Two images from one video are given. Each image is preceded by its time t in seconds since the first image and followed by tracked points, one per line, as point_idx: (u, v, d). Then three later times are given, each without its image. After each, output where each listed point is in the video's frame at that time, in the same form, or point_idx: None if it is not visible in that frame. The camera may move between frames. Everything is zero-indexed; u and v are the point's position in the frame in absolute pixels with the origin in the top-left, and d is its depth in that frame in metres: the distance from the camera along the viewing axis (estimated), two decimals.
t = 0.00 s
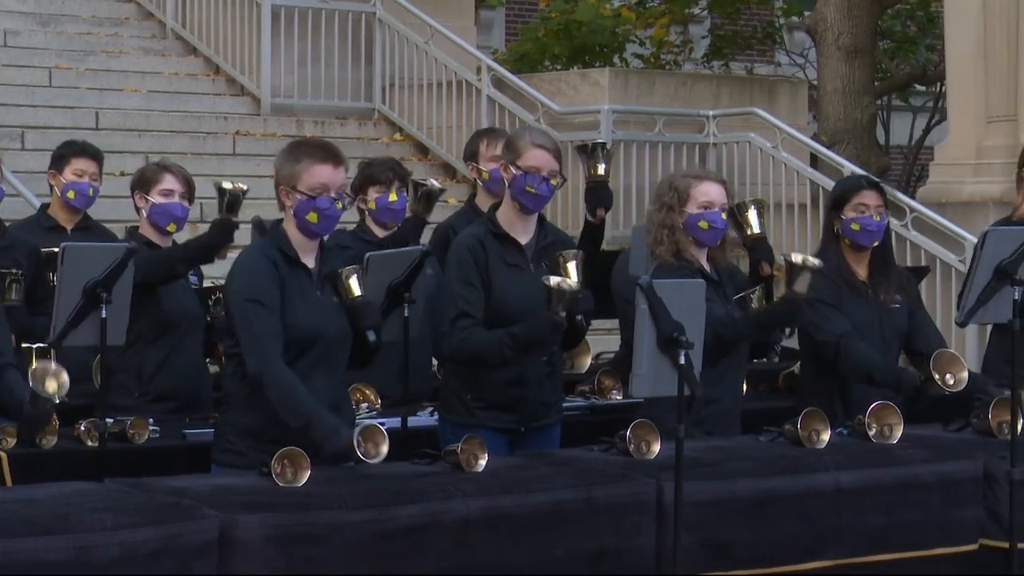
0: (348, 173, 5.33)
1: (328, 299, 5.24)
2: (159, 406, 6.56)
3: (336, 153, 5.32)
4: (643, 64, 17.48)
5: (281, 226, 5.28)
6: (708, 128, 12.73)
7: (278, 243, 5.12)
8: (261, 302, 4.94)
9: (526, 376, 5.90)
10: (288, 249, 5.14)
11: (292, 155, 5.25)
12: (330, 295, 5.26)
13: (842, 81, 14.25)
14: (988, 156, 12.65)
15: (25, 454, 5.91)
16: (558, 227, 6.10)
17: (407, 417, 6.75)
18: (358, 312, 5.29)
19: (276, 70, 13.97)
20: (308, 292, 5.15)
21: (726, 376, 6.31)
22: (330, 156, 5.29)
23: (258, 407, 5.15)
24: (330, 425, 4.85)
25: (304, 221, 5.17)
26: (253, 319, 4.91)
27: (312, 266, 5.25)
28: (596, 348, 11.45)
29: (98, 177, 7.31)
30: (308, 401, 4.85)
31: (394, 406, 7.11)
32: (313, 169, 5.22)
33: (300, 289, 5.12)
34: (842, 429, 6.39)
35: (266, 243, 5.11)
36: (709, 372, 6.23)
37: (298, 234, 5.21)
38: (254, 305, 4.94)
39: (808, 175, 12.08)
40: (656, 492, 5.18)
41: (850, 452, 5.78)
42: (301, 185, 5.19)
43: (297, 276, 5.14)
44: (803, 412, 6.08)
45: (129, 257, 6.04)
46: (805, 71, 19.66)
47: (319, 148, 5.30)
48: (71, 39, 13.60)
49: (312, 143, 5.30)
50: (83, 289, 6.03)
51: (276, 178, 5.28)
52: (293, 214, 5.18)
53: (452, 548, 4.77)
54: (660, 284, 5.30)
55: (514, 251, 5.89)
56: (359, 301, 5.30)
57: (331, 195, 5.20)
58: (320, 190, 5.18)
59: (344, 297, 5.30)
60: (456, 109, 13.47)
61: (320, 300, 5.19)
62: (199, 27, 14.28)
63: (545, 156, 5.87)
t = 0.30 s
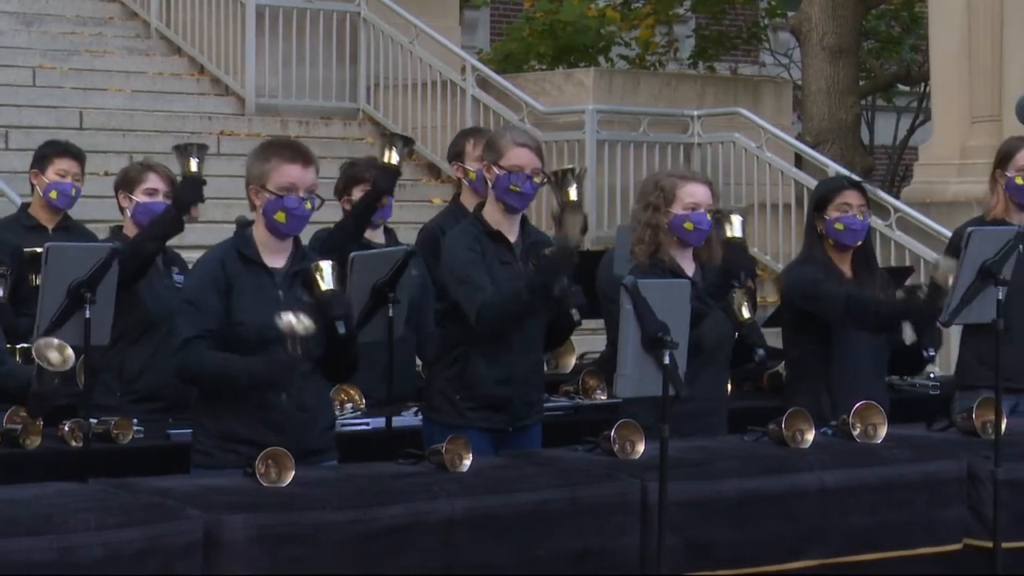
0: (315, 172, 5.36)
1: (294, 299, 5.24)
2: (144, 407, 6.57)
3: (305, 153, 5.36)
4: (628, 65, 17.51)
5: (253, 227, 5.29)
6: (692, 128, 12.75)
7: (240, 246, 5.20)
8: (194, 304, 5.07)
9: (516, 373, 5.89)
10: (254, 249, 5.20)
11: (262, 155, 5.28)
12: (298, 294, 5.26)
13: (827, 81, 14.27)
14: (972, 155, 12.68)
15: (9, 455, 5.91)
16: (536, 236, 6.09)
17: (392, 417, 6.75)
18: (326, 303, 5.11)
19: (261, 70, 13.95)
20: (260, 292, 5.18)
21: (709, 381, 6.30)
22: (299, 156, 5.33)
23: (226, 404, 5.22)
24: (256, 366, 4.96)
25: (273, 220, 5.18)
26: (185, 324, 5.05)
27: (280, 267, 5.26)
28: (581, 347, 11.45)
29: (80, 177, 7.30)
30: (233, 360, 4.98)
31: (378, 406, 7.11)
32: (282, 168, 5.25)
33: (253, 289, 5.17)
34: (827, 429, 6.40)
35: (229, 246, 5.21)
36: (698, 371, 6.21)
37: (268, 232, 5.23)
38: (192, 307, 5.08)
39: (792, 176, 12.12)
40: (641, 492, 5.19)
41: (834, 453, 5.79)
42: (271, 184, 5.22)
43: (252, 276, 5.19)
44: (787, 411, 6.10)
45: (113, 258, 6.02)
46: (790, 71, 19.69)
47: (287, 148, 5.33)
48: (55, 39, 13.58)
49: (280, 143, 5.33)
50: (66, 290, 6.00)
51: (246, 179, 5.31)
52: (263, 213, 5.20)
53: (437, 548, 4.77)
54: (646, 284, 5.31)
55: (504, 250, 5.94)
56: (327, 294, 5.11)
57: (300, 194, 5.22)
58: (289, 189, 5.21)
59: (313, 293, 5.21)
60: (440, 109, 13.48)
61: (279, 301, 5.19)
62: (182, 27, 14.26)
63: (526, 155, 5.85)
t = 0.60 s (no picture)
0: (289, 168, 5.34)
1: (270, 298, 5.24)
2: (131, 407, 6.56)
3: (278, 150, 5.34)
4: (616, 66, 17.51)
5: (231, 227, 5.30)
6: (680, 128, 12.76)
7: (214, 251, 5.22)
8: (161, 305, 5.19)
9: (508, 372, 5.88)
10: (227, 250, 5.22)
11: (233, 155, 5.27)
12: (276, 292, 5.26)
13: (814, 82, 14.29)
14: (960, 155, 12.71)
15: None
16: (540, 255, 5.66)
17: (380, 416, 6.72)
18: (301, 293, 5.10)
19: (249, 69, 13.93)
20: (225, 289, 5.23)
21: (692, 381, 6.30)
22: (271, 153, 5.30)
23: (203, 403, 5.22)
24: (212, 322, 5.02)
25: (249, 217, 5.18)
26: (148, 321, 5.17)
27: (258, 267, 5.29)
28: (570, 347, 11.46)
29: (66, 177, 7.30)
30: (193, 328, 5.05)
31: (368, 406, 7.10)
32: (255, 166, 5.24)
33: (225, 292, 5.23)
34: (815, 429, 6.41)
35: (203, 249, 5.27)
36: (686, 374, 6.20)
37: (244, 231, 5.25)
38: (160, 308, 5.20)
39: (779, 176, 12.14)
40: (629, 492, 5.19)
41: (822, 453, 5.80)
42: (245, 182, 5.21)
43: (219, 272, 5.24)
44: (776, 411, 6.10)
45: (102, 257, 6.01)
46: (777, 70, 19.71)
47: (257, 146, 5.30)
48: (43, 38, 13.56)
49: (252, 142, 5.31)
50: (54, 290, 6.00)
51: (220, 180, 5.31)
52: (238, 212, 5.20)
53: (425, 548, 4.77)
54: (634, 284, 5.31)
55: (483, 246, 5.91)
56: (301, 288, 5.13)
57: (273, 189, 5.20)
58: (262, 186, 5.20)
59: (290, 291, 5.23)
60: (428, 110, 13.47)
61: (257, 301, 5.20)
62: (170, 27, 14.24)
63: (515, 156, 5.89)
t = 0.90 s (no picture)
0: (270, 173, 5.35)
1: (249, 298, 5.27)
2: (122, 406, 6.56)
3: (261, 154, 5.34)
4: (609, 66, 17.51)
5: (210, 228, 5.33)
6: (672, 128, 12.77)
7: (192, 250, 5.29)
8: (136, 299, 5.21)
9: (500, 374, 5.89)
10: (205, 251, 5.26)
11: (215, 156, 5.27)
12: (254, 292, 5.28)
13: (806, 82, 14.30)
14: (951, 155, 12.73)
15: None
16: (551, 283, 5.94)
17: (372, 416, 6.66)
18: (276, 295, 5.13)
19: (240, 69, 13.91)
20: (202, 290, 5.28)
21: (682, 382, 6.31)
22: (253, 157, 5.31)
23: (187, 400, 5.22)
24: (190, 322, 5.04)
25: (226, 221, 5.21)
26: (123, 313, 5.17)
27: (237, 266, 5.32)
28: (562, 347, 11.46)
29: (58, 177, 7.30)
30: (169, 325, 5.06)
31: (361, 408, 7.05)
32: (236, 170, 5.25)
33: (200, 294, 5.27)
34: (807, 429, 6.42)
35: (183, 249, 5.30)
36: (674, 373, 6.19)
37: (223, 233, 5.28)
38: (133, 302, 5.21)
39: (771, 176, 12.16)
40: (621, 492, 5.19)
41: (813, 453, 5.80)
42: (224, 186, 5.22)
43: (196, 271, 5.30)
44: (768, 411, 6.10)
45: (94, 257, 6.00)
46: (769, 70, 19.72)
47: (240, 148, 5.30)
48: (34, 38, 13.55)
49: (234, 144, 5.32)
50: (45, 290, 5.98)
51: (201, 180, 5.32)
52: (216, 215, 5.23)
53: (417, 548, 4.77)
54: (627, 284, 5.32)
55: (482, 250, 5.92)
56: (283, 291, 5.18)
57: (252, 196, 5.22)
58: (241, 191, 5.21)
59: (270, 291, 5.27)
60: (420, 110, 13.47)
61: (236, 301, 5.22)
62: (162, 27, 14.22)
63: (502, 158, 5.87)
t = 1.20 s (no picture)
0: (246, 176, 5.35)
1: (227, 297, 5.26)
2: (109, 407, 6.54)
3: (235, 156, 5.34)
4: (596, 65, 17.52)
5: (187, 231, 5.33)
6: (660, 128, 12.78)
7: (168, 249, 5.31)
8: (114, 293, 5.21)
9: (491, 364, 5.85)
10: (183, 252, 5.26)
11: (190, 159, 5.26)
12: (231, 292, 5.27)
13: (793, 82, 14.32)
14: (938, 156, 12.76)
15: None
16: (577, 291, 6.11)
17: (359, 418, 6.66)
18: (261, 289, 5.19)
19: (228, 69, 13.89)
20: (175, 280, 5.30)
21: (669, 383, 6.31)
22: (229, 160, 5.31)
23: (172, 401, 5.21)
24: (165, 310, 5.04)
25: (203, 224, 5.22)
26: (100, 307, 5.18)
27: (214, 267, 5.32)
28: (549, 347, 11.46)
29: (46, 178, 7.28)
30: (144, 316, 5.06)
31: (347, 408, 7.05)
32: (211, 173, 5.24)
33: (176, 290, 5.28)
34: (794, 429, 6.42)
35: (159, 253, 5.32)
36: (658, 373, 6.20)
37: (199, 235, 5.28)
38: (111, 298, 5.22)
39: (758, 176, 12.17)
40: (608, 492, 5.19)
41: (800, 453, 5.81)
42: (200, 189, 5.21)
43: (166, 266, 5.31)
44: (755, 411, 6.10)
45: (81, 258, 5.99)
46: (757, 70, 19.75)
47: (214, 151, 5.29)
48: (21, 38, 13.52)
49: (210, 146, 5.31)
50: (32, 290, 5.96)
51: (177, 183, 5.32)
52: (192, 217, 5.23)
53: (404, 548, 4.77)
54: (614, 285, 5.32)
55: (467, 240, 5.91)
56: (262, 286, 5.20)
57: (229, 198, 5.22)
58: (217, 194, 5.21)
59: (248, 290, 5.27)
60: (407, 110, 13.47)
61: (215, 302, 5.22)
62: (149, 26, 14.19)
63: (492, 148, 5.88)
